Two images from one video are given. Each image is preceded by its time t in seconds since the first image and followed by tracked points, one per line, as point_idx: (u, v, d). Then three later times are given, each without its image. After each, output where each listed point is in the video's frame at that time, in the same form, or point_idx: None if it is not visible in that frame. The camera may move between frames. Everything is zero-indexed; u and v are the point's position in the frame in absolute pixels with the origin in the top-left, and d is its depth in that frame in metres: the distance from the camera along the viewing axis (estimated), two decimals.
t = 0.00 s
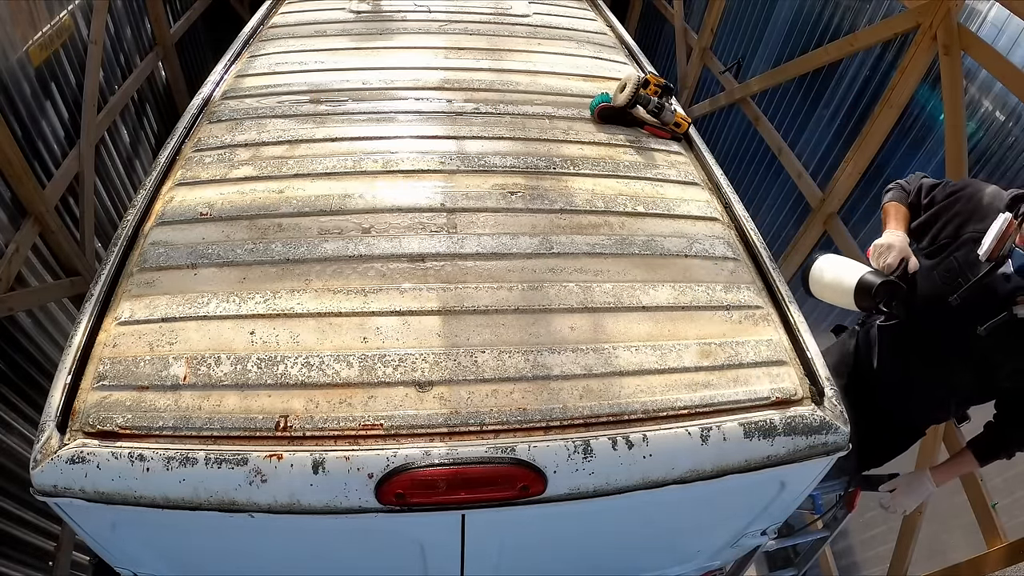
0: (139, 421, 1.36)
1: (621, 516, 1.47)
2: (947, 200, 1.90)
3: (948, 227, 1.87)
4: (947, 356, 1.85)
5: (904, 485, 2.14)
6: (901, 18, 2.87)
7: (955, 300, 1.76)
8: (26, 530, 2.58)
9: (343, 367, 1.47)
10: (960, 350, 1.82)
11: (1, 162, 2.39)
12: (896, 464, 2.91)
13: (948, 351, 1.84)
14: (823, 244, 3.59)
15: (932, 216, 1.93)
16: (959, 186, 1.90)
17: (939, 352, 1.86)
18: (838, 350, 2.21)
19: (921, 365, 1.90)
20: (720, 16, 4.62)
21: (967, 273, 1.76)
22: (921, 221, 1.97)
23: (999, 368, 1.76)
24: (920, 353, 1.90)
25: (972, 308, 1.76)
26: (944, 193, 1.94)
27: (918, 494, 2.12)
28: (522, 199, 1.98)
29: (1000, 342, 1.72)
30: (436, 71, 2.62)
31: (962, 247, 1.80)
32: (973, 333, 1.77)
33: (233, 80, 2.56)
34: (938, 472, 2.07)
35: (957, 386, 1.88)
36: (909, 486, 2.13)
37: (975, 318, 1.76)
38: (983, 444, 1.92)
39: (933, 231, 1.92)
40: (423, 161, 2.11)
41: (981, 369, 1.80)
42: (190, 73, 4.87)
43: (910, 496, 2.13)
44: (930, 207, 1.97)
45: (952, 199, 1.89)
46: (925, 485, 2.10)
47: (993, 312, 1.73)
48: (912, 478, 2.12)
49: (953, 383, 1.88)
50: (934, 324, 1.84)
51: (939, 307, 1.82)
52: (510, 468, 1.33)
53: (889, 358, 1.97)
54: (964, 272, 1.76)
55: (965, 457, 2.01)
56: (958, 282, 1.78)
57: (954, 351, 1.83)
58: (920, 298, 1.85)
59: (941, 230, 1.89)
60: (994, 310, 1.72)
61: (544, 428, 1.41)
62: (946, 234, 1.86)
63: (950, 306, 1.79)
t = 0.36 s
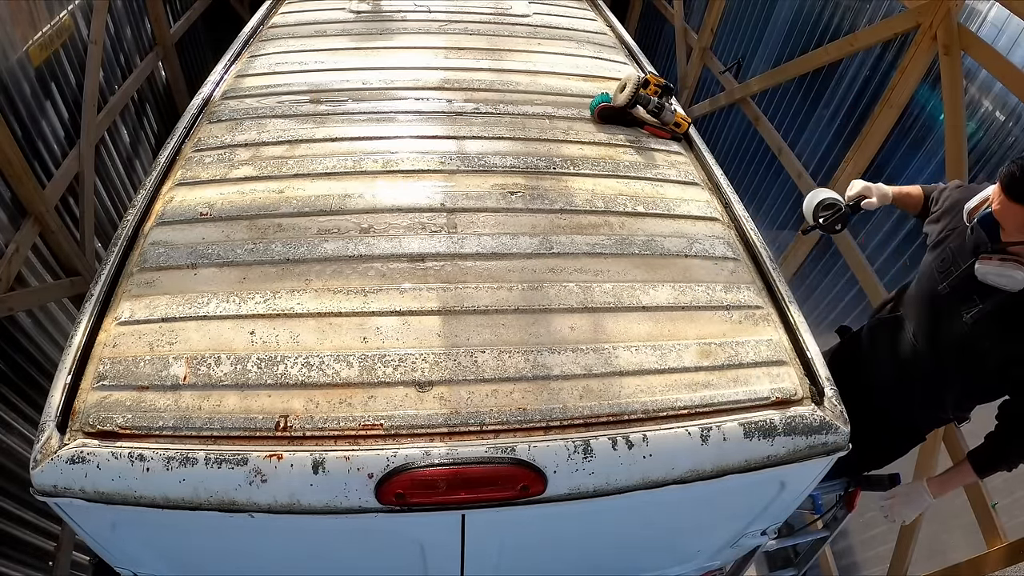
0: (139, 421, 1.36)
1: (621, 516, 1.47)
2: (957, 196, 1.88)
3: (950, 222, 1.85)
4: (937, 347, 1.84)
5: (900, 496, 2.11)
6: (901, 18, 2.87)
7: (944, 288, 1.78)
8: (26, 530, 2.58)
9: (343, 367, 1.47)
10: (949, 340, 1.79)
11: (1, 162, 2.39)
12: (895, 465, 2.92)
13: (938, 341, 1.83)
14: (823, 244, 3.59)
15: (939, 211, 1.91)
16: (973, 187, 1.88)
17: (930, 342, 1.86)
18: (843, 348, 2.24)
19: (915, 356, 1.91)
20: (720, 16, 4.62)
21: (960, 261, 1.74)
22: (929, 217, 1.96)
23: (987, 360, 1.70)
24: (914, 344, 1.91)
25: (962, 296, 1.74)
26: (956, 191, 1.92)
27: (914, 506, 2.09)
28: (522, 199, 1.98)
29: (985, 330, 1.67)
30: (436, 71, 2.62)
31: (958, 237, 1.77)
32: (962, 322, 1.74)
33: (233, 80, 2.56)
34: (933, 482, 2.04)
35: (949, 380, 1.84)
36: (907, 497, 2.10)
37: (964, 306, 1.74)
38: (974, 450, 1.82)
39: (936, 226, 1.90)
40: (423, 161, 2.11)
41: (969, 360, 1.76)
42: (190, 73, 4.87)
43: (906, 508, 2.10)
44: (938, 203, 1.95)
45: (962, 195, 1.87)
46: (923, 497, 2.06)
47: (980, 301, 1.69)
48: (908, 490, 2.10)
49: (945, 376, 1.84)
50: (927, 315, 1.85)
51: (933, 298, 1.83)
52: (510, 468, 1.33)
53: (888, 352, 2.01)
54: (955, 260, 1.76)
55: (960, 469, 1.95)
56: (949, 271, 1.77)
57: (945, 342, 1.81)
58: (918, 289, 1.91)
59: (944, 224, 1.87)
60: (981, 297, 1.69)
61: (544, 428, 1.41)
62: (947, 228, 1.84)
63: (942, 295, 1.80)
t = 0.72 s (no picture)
0: (139, 420, 1.36)
1: (620, 516, 1.47)
2: (941, 192, 1.86)
3: (942, 224, 1.85)
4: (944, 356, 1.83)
5: (910, 480, 2.14)
6: (901, 18, 2.87)
7: (952, 298, 1.77)
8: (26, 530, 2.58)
9: (343, 366, 1.47)
10: (959, 349, 1.80)
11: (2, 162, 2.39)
12: (895, 464, 2.92)
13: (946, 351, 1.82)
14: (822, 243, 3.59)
15: (919, 208, 1.90)
16: (952, 179, 1.86)
17: (937, 353, 1.85)
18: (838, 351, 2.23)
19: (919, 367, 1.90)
20: (720, 16, 4.62)
21: (964, 271, 1.74)
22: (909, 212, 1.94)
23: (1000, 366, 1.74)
24: (918, 355, 1.89)
25: (970, 306, 1.75)
26: (936, 185, 1.89)
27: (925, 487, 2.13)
28: (522, 200, 1.98)
29: (999, 339, 1.70)
30: (436, 71, 2.62)
31: (957, 244, 1.78)
32: (973, 331, 1.75)
33: (233, 80, 2.56)
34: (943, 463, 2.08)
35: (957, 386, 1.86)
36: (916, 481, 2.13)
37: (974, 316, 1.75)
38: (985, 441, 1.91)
39: (925, 226, 1.90)
40: (423, 161, 2.11)
41: (981, 368, 1.78)
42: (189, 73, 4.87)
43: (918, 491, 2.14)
44: (914, 194, 1.92)
45: (947, 192, 1.85)
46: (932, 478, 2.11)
47: (991, 309, 1.71)
48: (918, 472, 2.13)
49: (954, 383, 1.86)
50: (932, 325, 1.84)
51: (937, 307, 1.82)
52: (510, 468, 1.33)
53: (888, 361, 1.99)
54: (961, 270, 1.75)
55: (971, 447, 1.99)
56: (955, 280, 1.76)
57: (953, 351, 1.81)
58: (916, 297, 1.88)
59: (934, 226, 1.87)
60: (992, 307, 1.71)
61: (544, 428, 1.41)
62: (940, 231, 1.84)
63: (948, 305, 1.79)
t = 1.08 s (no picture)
0: (139, 420, 1.36)
1: (620, 516, 1.47)
2: (939, 189, 1.77)
3: (944, 223, 1.77)
4: (948, 359, 1.82)
5: (918, 483, 2.12)
6: (901, 18, 2.87)
7: (955, 302, 1.75)
8: (26, 530, 2.57)
9: (343, 366, 1.47)
10: (963, 354, 1.79)
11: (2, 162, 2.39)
12: (895, 464, 2.92)
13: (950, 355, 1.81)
14: (822, 243, 3.58)
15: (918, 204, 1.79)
16: (947, 175, 1.79)
17: (940, 356, 1.83)
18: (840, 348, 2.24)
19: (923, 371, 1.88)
20: (720, 16, 4.62)
21: (968, 275, 1.70)
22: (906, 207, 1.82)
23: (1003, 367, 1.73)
24: (919, 358, 1.87)
25: (975, 309, 1.73)
26: (931, 180, 1.79)
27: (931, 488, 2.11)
28: (522, 200, 1.98)
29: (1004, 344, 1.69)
30: (436, 71, 2.62)
31: (962, 243, 1.72)
32: (978, 334, 1.74)
33: (233, 80, 2.56)
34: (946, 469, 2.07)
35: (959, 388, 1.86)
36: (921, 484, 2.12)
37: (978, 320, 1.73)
38: (983, 439, 1.92)
39: (924, 222, 1.81)
40: (423, 161, 2.11)
41: (984, 370, 1.77)
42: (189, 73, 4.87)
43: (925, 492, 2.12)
44: (909, 188, 1.81)
45: (946, 188, 1.77)
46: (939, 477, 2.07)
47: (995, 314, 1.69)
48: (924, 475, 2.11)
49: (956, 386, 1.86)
50: (935, 328, 1.82)
51: (941, 310, 1.80)
52: (510, 468, 1.33)
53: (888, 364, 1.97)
54: (964, 274, 1.72)
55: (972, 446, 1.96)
56: (958, 284, 1.73)
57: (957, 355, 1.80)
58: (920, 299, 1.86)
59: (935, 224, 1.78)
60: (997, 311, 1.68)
61: (544, 428, 1.41)
62: (943, 230, 1.77)
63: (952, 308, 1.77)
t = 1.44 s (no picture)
0: (139, 420, 1.36)
1: (620, 516, 1.47)
2: (939, 195, 1.70)
3: (948, 227, 1.70)
4: (950, 360, 1.82)
5: (923, 468, 2.18)
6: (901, 18, 2.87)
7: (957, 305, 1.73)
8: (26, 530, 2.57)
9: (344, 366, 1.47)
10: (966, 353, 1.78)
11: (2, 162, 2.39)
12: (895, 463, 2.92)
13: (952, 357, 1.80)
14: (822, 243, 3.58)
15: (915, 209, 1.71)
16: (943, 178, 1.72)
17: (943, 356, 1.83)
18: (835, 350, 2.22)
19: (926, 373, 1.88)
20: (720, 16, 4.62)
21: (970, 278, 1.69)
22: (905, 211, 1.72)
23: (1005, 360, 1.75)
24: (922, 360, 1.86)
25: (976, 311, 1.72)
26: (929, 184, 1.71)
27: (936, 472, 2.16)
28: (522, 200, 1.98)
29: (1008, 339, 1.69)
30: (436, 71, 2.62)
31: (964, 245, 1.69)
32: (981, 334, 1.73)
33: (233, 80, 2.56)
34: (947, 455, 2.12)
35: (961, 384, 1.87)
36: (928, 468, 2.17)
37: (980, 321, 1.72)
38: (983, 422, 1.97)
39: (925, 226, 1.73)
40: (423, 161, 2.10)
41: (986, 366, 1.79)
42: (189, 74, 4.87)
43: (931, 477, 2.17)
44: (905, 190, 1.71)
45: (945, 193, 1.70)
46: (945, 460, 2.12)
47: (997, 312, 1.68)
48: (929, 460, 2.17)
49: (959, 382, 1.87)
50: (937, 331, 1.81)
51: (942, 313, 1.79)
52: (510, 468, 1.33)
53: (888, 368, 1.97)
54: (967, 277, 1.70)
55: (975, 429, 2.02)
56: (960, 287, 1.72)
57: (959, 355, 1.80)
58: (919, 303, 1.83)
59: (936, 229, 1.71)
60: (999, 311, 1.67)
61: (544, 428, 1.41)
62: (945, 234, 1.71)
63: (954, 311, 1.75)
